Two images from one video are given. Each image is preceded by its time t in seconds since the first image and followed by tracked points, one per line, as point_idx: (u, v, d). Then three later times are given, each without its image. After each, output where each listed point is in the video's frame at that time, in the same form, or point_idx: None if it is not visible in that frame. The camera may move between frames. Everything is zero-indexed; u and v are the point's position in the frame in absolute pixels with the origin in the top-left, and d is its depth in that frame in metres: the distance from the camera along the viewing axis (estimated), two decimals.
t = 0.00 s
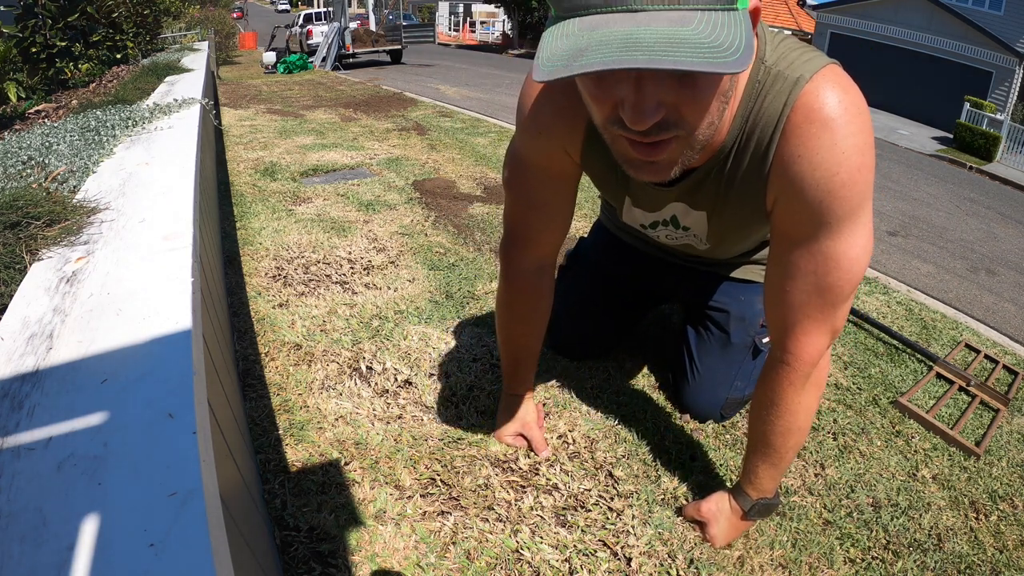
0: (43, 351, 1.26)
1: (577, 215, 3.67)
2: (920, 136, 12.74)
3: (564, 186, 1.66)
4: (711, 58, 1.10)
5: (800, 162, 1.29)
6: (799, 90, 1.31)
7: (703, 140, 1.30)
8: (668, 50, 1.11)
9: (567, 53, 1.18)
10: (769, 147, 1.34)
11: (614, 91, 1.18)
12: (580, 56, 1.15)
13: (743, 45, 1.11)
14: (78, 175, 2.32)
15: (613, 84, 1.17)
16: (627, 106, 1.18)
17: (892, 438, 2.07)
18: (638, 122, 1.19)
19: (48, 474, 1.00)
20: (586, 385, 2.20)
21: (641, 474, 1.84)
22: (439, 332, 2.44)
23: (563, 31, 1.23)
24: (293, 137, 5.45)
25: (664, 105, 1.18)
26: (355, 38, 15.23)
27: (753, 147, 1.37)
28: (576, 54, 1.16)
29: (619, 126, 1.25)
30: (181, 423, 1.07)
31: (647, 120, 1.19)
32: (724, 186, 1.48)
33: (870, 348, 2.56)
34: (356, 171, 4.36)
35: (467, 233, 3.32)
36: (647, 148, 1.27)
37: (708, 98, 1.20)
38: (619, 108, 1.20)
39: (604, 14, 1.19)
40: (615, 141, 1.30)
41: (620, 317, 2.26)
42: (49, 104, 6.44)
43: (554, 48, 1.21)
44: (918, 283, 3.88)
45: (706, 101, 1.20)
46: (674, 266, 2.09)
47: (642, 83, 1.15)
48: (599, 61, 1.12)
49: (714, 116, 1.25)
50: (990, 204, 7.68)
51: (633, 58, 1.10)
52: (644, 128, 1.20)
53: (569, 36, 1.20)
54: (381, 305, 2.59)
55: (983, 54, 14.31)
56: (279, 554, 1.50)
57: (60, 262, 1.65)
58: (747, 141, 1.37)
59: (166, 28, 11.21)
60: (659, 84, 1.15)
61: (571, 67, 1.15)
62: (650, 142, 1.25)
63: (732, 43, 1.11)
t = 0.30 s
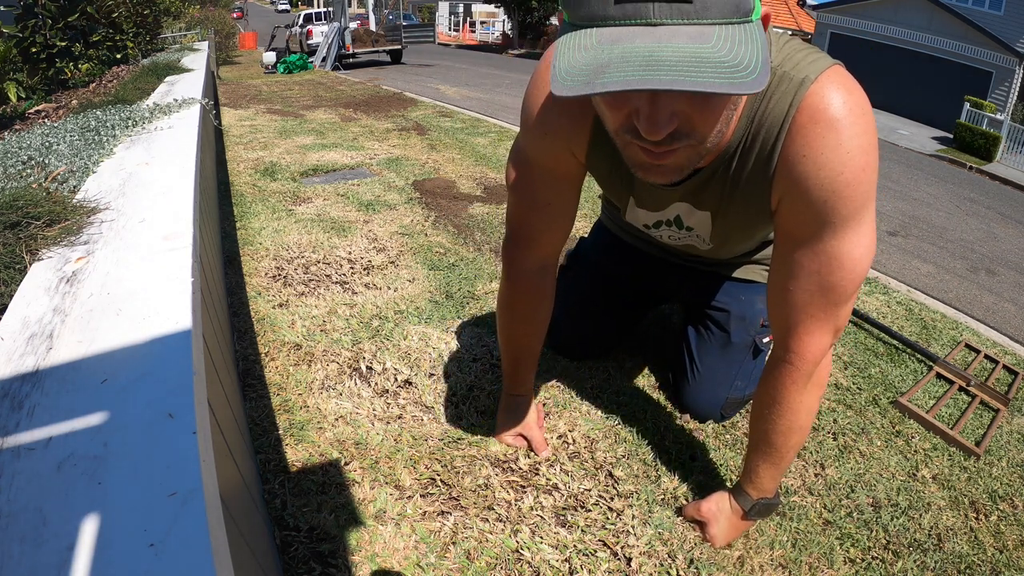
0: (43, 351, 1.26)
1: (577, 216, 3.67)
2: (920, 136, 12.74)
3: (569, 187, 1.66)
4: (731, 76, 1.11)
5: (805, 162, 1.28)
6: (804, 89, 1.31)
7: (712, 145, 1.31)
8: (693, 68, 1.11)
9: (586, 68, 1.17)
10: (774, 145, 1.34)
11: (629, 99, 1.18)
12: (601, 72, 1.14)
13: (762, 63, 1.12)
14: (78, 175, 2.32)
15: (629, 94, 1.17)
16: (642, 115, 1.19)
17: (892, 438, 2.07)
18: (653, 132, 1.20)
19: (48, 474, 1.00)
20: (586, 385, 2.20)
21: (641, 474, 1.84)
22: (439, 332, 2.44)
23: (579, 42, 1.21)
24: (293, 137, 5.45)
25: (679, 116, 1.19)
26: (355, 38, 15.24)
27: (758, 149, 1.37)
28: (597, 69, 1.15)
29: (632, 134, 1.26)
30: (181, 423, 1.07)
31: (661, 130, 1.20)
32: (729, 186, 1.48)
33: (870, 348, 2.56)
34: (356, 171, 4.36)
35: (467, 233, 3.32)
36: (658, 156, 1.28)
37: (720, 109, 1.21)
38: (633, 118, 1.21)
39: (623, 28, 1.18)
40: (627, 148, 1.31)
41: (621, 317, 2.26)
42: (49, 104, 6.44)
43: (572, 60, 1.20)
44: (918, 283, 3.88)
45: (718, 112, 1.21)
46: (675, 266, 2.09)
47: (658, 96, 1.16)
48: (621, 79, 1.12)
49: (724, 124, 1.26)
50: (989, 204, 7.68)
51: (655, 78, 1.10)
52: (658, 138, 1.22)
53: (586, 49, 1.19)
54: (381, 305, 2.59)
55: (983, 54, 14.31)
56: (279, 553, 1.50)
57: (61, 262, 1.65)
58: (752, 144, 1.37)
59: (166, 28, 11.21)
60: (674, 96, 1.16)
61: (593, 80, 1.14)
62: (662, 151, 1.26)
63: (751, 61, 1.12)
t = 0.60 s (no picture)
0: (43, 351, 1.26)
1: (577, 216, 3.67)
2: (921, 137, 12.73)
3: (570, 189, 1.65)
4: (745, 91, 1.11)
5: (805, 162, 1.28)
6: (805, 89, 1.30)
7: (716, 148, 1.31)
8: (708, 86, 1.12)
9: (600, 83, 1.16)
10: (774, 145, 1.33)
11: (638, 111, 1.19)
12: (617, 89, 1.14)
13: (774, 76, 1.12)
14: (78, 175, 2.32)
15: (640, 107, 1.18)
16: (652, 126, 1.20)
17: (892, 438, 2.07)
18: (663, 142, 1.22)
19: (48, 474, 1.00)
20: (586, 385, 2.20)
21: (641, 474, 1.84)
22: (439, 332, 2.44)
23: (589, 56, 1.20)
24: (293, 137, 5.45)
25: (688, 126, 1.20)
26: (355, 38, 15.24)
27: (757, 151, 1.37)
28: (613, 86, 1.14)
29: (640, 142, 1.27)
30: (181, 423, 1.07)
31: (671, 140, 1.22)
32: (731, 187, 1.48)
33: (870, 348, 2.56)
34: (356, 171, 4.36)
35: (467, 233, 3.32)
36: (664, 162, 1.29)
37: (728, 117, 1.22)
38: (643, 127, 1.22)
39: (634, 42, 1.18)
40: (633, 153, 1.31)
41: (621, 317, 2.26)
42: (49, 104, 6.43)
43: (584, 75, 1.18)
44: (918, 283, 3.88)
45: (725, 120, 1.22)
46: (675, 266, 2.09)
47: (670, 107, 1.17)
48: (638, 97, 1.12)
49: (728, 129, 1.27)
50: (990, 204, 7.68)
51: (672, 97, 1.11)
52: (667, 147, 1.23)
53: (598, 63, 1.18)
54: (381, 305, 2.59)
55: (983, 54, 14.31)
56: (279, 553, 1.50)
57: (61, 262, 1.65)
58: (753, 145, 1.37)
59: (166, 28, 11.21)
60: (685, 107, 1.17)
61: (610, 99, 1.14)
62: (670, 158, 1.27)
63: (763, 74, 1.12)
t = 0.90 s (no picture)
0: (43, 351, 1.26)
1: (577, 216, 3.67)
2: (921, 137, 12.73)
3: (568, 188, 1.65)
4: (756, 102, 1.12)
5: (804, 162, 1.28)
6: (804, 88, 1.29)
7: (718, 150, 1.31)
8: (721, 96, 1.12)
9: (613, 93, 1.15)
10: (774, 145, 1.33)
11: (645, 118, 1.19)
12: (631, 100, 1.13)
13: (783, 86, 1.13)
14: (78, 175, 2.32)
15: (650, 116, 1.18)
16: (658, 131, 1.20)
17: (892, 438, 2.07)
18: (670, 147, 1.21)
19: (48, 474, 1.00)
20: (586, 385, 2.20)
21: (641, 474, 1.84)
22: (439, 332, 2.44)
23: (598, 62, 1.19)
24: (293, 137, 5.45)
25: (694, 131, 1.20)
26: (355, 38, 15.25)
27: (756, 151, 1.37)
28: (626, 97, 1.14)
29: (645, 143, 1.26)
30: (181, 423, 1.07)
31: (676, 144, 1.21)
32: (730, 187, 1.48)
33: (870, 348, 2.56)
34: (356, 171, 4.36)
35: (467, 233, 3.32)
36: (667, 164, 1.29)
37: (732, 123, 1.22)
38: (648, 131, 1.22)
39: (644, 50, 1.17)
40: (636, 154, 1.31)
41: (621, 317, 2.26)
42: (49, 104, 6.43)
43: (595, 83, 1.17)
44: (918, 283, 3.88)
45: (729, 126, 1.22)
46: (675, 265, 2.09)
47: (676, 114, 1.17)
48: (653, 109, 1.12)
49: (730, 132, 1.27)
50: (990, 204, 7.68)
51: (687, 109, 1.11)
52: (672, 151, 1.23)
53: (609, 71, 1.17)
54: (381, 305, 2.59)
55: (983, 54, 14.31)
56: (279, 554, 1.50)
57: (61, 263, 1.65)
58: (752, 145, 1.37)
59: (167, 28, 11.22)
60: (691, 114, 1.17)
61: (625, 111, 1.13)
62: (673, 160, 1.27)
63: (774, 85, 1.13)
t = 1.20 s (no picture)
0: (43, 351, 1.26)
1: (577, 216, 3.67)
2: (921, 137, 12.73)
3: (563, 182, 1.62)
4: (775, 114, 1.11)
5: (815, 163, 1.27)
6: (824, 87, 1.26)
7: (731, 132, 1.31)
8: (742, 105, 1.11)
9: (638, 90, 1.14)
10: (784, 144, 1.32)
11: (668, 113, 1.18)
12: (654, 101, 1.13)
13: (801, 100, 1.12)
14: (78, 175, 2.32)
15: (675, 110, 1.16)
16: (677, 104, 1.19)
17: (892, 438, 2.07)
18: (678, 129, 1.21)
19: (48, 474, 1.00)
20: (586, 385, 2.20)
21: (641, 474, 1.84)
22: (439, 332, 2.44)
23: (626, 53, 1.17)
24: (293, 137, 5.45)
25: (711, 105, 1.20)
26: (355, 39, 15.25)
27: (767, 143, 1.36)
28: (650, 96, 1.13)
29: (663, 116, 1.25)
30: (181, 423, 1.07)
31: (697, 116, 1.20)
32: (739, 174, 1.47)
33: (870, 348, 2.56)
34: (356, 171, 4.36)
35: (467, 233, 3.32)
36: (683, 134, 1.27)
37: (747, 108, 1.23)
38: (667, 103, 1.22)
39: (673, 48, 1.15)
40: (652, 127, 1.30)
41: (620, 317, 2.27)
42: (50, 103, 6.42)
43: (621, 76, 1.16)
44: (917, 283, 3.88)
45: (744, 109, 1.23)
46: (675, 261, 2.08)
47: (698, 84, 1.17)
48: (674, 114, 1.12)
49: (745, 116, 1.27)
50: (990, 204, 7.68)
51: (707, 117, 1.11)
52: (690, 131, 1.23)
53: (637, 65, 1.15)
54: (381, 305, 2.59)
55: (983, 54, 14.31)
56: (279, 554, 1.51)
57: (61, 262, 1.65)
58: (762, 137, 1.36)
59: (167, 28, 11.21)
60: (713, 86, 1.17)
61: (648, 112, 1.13)
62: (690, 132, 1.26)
63: (796, 97, 1.12)
